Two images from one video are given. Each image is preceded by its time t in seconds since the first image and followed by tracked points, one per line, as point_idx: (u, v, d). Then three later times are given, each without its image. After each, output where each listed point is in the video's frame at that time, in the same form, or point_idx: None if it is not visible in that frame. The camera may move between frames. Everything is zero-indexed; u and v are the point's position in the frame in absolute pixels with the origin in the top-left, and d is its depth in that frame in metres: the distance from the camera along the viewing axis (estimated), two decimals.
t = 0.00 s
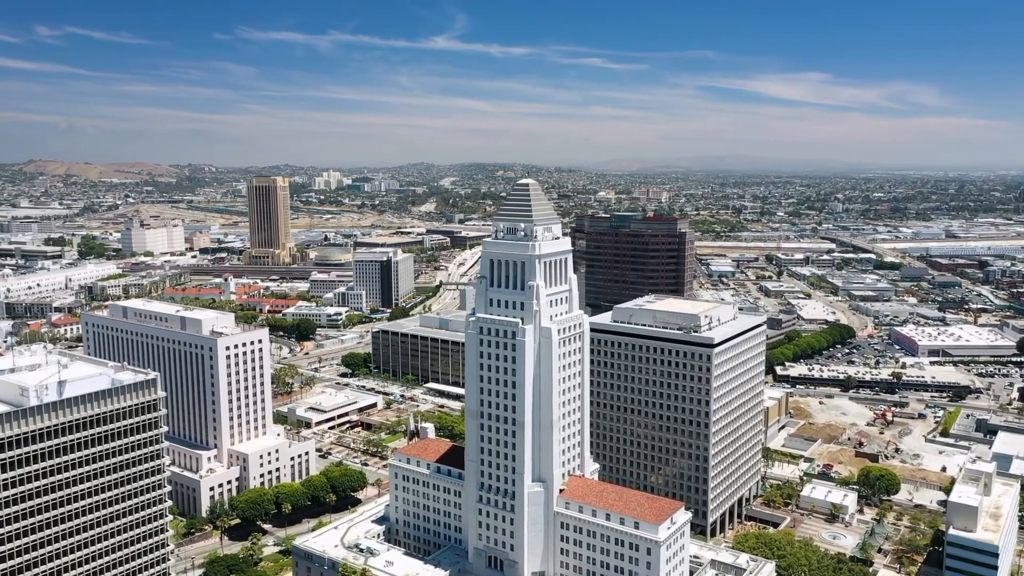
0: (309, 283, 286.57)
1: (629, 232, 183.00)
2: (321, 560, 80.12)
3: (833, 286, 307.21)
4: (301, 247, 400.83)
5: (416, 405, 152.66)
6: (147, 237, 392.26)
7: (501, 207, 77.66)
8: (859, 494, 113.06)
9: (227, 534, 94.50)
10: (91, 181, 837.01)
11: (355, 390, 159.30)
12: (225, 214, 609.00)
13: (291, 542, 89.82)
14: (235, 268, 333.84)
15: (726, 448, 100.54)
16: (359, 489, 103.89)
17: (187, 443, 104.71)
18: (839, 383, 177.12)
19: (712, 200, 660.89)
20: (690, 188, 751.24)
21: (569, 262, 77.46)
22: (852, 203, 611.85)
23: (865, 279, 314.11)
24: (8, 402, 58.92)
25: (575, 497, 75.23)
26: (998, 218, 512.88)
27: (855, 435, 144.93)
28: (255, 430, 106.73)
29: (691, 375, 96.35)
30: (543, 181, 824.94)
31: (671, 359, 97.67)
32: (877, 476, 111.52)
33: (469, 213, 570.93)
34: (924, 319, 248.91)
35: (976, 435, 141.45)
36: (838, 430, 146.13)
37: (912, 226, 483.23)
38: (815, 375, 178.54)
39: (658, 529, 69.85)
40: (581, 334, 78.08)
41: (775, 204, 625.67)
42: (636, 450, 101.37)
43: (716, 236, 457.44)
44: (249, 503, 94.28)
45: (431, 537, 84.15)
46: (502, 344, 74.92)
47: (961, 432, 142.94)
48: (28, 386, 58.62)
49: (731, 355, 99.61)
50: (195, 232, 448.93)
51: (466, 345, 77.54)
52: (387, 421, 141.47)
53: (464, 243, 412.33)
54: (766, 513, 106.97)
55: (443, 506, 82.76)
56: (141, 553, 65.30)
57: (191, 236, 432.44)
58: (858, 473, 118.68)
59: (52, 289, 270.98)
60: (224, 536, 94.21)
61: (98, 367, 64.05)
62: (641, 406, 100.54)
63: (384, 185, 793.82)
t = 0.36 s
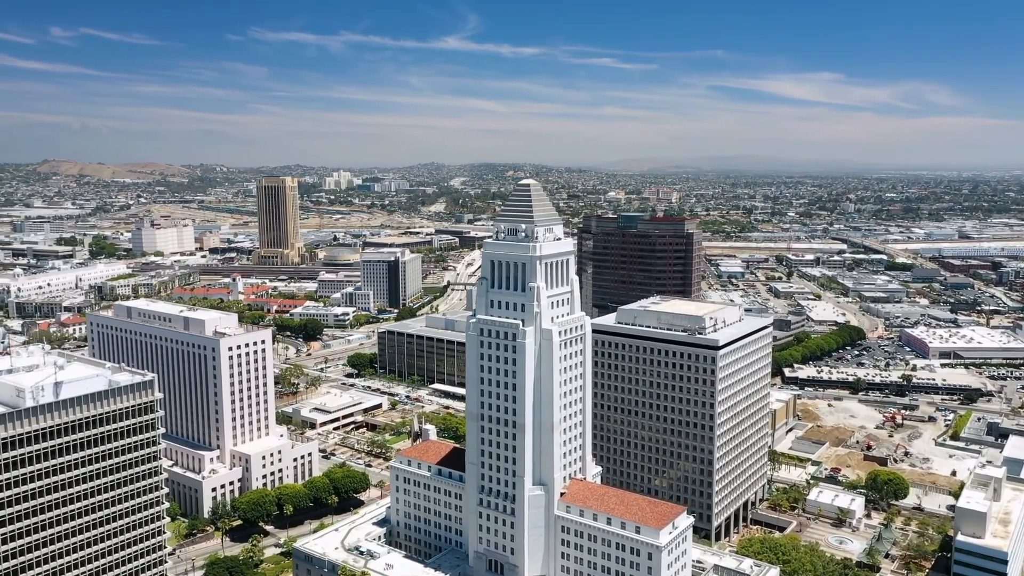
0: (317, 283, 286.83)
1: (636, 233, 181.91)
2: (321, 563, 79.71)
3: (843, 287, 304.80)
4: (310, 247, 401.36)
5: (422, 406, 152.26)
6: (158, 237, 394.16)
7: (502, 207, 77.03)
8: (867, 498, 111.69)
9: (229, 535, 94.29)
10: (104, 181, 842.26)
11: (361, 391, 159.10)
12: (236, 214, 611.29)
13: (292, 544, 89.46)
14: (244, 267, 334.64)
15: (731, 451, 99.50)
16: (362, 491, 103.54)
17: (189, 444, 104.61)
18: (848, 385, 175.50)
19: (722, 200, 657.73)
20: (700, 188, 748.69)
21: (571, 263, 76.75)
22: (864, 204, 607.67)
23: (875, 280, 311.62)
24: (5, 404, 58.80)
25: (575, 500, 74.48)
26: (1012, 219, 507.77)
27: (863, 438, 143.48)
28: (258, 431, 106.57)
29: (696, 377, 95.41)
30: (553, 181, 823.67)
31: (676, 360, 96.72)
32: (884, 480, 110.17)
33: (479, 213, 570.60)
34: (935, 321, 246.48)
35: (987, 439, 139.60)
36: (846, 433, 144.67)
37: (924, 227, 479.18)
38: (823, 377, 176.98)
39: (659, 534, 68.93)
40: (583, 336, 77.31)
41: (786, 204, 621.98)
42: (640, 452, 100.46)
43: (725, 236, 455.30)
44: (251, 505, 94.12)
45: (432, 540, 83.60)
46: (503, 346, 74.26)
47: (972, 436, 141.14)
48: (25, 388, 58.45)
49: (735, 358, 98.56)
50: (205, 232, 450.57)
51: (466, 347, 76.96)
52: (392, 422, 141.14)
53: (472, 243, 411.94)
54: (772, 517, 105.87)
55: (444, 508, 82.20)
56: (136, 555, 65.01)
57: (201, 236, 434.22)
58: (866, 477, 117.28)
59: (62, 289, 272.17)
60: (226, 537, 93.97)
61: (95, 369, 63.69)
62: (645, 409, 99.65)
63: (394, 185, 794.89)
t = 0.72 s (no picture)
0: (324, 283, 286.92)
1: (643, 233, 180.85)
2: (321, 565, 79.40)
3: (853, 287, 302.49)
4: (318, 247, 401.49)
5: (426, 407, 151.77)
6: (167, 237, 395.60)
7: (503, 208, 76.45)
8: (874, 501, 110.43)
9: (230, 535, 94.20)
10: (116, 181, 846.58)
11: (366, 391, 158.88)
12: (245, 213, 612.92)
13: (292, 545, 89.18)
14: (252, 267, 335.18)
15: (736, 453, 98.59)
16: (364, 491, 103.20)
17: (192, 444, 104.54)
18: (857, 387, 173.87)
19: (732, 200, 654.39)
20: (710, 188, 745.92)
21: (573, 264, 76.15)
22: (875, 204, 603.28)
23: (886, 281, 309.06)
24: (1, 404, 58.91)
25: (576, 503, 73.70)
26: None
27: (871, 440, 141.97)
28: (260, 431, 106.49)
29: (700, 379, 94.51)
30: (562, 181, 822.29)
31: (680, 362, 95.86)
32: (892, 483, 108.88)
33: (488, 212, 569.94)
34: (946, 322, 244.01)
35: (997, 442, 137.91)
36: (854, 435, 143.33)
37: (936, 227, 475.09)
38: (832, 379, 175.40)
39: (660, 538, 68.19)
40: (585, 337, 76.62)
41: (796, 204, 618.07)
42: (644, 455, 99.62)
43: (735, 236, 452.90)
44: (252, 506, 93.96)
45: (432, 542, 83.03)
46: (503, 347, 73.65)
47: (982, 439, 139.43)
48: (21, 388, 58.56)
49: (740, 359, 97.56)
50: (214, 232, 451.83)
51: (466, 348, 76.37)
52: (396, 422, 140.84)
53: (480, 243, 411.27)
54: (778, 520, 104.90)
55: (445, 510, 81.64)
56: (134, 557, 64.78)
57: (211, 236, 435.55)
58: (873, 480, 116.03)
59: (71, 288, 273.17)
60: (227, 537, 93.84)
61: (91, 370, 63.54)
62: (649, 410, 98.81)
63: (403, 185, 795.33)
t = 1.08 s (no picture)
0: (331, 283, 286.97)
1: (650, 234, 179.84)
2: (320, 567, 79.02)
3: (863, 288, 300.18)
4: (327, 247, 401.87)
5: (431, 407, 151.38)
6: (176, 236, 396.79)
7: (504, 208, 75.85)
8: (882, 505, 109.11)
9: (232, 536, 94.08)
10: (128, 181, 850.39)
11: (371, 391, 158.68)
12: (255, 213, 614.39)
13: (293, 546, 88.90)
14: (261, 267, 335.80)
15: (741, 457, 97.60)
16: (367, 492, 102.79)
17: (195, 445, 104.36)
18: (866, 389, 172.22)
19: (742, 200, 650.95)
20: (720, 188, 742.97)
21: (575, 265, 75.51)
22: (887, 204, 598.92)
23: (897, 282, 306.38)
24: None
25: (577, 507, 72.95)
26: None
27: (880, 443, 140.47)
28: (263, 432, 106.33)
29: (704, 381, 93.65)
30: (571, 180, 820.78)
31: (684, 364, 94.97)
32: (900, 487, 107.51)
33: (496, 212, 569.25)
34: (957, 324, 241.58)
35: (1008, 445, 136.23)
36: (862, 438, 141.84)
37: (948, 228, 471.02)
38: (841, 381, 173.83)
39: (662, 543, 67.42)
40: (586, 339, 75.97)
41: (807, 204, 614.31)
42: (647, 457, 98.85)
43: (745, 237, 450.26)
44: (254, 506, 93.77)
45: (433, 545, 82.55)
46: (503, 349, 73.09)
47: (993, 442, 137.74)
48: (17, 389, 58.42)
49: (745, 361, 96.61)
50: (223, 232, 452.87)
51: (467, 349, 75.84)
52: (400, 423, 140.56)
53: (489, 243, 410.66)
54: (783, 524, 103.87)
55: (445, 512, 81.11)
56: (130, 559, 64.60)
57: (220, 236, 436.71)
58: (881, 484, 114.66)
59: (81, 287, 274.31)
60: (229, 538, 93.76)
61: (88, 370, 63.30)
62: (652, 413, 97.98)
63: (413, 185, 795.67)
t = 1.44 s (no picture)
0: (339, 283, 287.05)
1: (657, 235, 178.75)
2: (321, 569, 78.66)
3: (873, 289, 297.81)
4: (335, 247, 402.00)
5: (436, 408, 150.88)
6: (186, 236, 398.31)
7: (505, 208, 75.31)
8: (889, 510, 107.81)
9: (234, 538, 93.86)
10: (140, 181, 854.66)
11: (376, 392, 158.47)
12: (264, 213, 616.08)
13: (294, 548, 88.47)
14: (269, 267, 336.29)
15: (746, 460, 96.66)
16: (370, 494, 102.43)
17: (198, 445, 104.39)
18: (875, 392, 170.60)
19: (752, 200, 647.87)
20: (730, 188, 740.00)
21: (576, 266, 74.74)
22: (899, 205, 594.72)
23: (907, 283, 303.81)
24: None
25: (578, 510, 72.22)
26: None
27: (889, 446, 138.98)
28: (266, 432, 106.11)
29: (708, 383, 92.73)
30: (580, 180, 819.14)
31: (688, 366, 94.10)
32: (908, 491, 106.19)
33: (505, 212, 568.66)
34: (969, 326, 239.12)
35: (1019, 449, 134.47)
36: (870, 440, 140.38)
37: (960, 229, 466.99)
38: (849, 383, 172.27)
39: (663, 547, 66.69)
40: (587, 340, 75.30)
41: (818, 205, 610.60)
42: (651, 460, 97.98)
43: (754, 237, 447.61)
44: (255, 507, 93.57)
45: (434, 547, 82.02)
46: (504, 350, 72.48)
47: (1004, 446, 135.93)
48: (14, 389, 58.23)
49: (750, 363, 95.58)
50: (233, 232, 454.24)
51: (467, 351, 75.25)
52: (405, 424, 140.13)
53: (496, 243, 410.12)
54: (789, 528, 102.79)
55: (446, 514, 80.54)
56: (130, 560, 64.51)
57: (229, 235, 438.03)
58: (888, 488, 113.32)
59: (90, 287, 275.26)
60: (231, 539, 93.58)
61: (85, 371, 63.11)
62: (656, 415, 97.13)
63: (422, 185, 796.04)
